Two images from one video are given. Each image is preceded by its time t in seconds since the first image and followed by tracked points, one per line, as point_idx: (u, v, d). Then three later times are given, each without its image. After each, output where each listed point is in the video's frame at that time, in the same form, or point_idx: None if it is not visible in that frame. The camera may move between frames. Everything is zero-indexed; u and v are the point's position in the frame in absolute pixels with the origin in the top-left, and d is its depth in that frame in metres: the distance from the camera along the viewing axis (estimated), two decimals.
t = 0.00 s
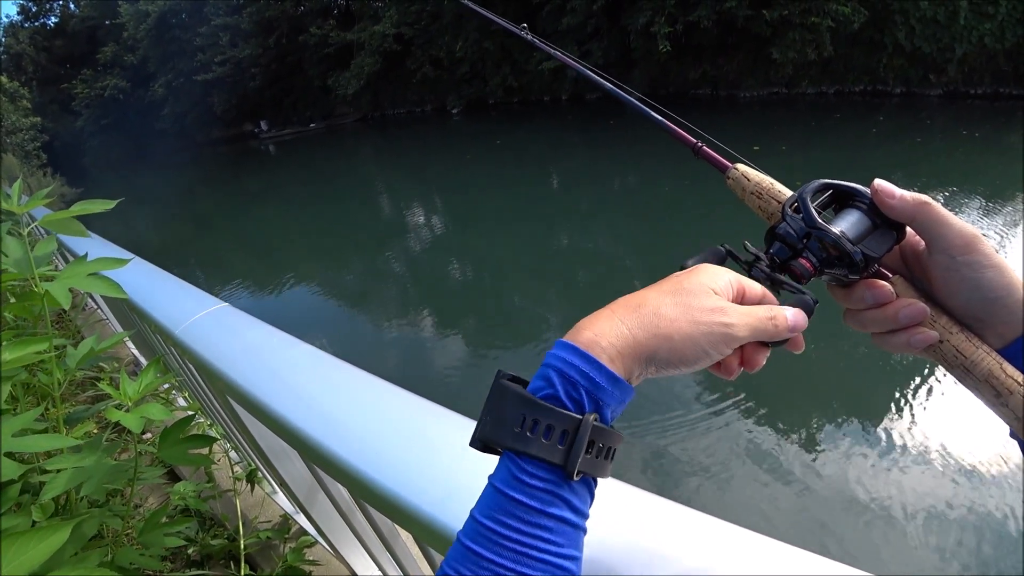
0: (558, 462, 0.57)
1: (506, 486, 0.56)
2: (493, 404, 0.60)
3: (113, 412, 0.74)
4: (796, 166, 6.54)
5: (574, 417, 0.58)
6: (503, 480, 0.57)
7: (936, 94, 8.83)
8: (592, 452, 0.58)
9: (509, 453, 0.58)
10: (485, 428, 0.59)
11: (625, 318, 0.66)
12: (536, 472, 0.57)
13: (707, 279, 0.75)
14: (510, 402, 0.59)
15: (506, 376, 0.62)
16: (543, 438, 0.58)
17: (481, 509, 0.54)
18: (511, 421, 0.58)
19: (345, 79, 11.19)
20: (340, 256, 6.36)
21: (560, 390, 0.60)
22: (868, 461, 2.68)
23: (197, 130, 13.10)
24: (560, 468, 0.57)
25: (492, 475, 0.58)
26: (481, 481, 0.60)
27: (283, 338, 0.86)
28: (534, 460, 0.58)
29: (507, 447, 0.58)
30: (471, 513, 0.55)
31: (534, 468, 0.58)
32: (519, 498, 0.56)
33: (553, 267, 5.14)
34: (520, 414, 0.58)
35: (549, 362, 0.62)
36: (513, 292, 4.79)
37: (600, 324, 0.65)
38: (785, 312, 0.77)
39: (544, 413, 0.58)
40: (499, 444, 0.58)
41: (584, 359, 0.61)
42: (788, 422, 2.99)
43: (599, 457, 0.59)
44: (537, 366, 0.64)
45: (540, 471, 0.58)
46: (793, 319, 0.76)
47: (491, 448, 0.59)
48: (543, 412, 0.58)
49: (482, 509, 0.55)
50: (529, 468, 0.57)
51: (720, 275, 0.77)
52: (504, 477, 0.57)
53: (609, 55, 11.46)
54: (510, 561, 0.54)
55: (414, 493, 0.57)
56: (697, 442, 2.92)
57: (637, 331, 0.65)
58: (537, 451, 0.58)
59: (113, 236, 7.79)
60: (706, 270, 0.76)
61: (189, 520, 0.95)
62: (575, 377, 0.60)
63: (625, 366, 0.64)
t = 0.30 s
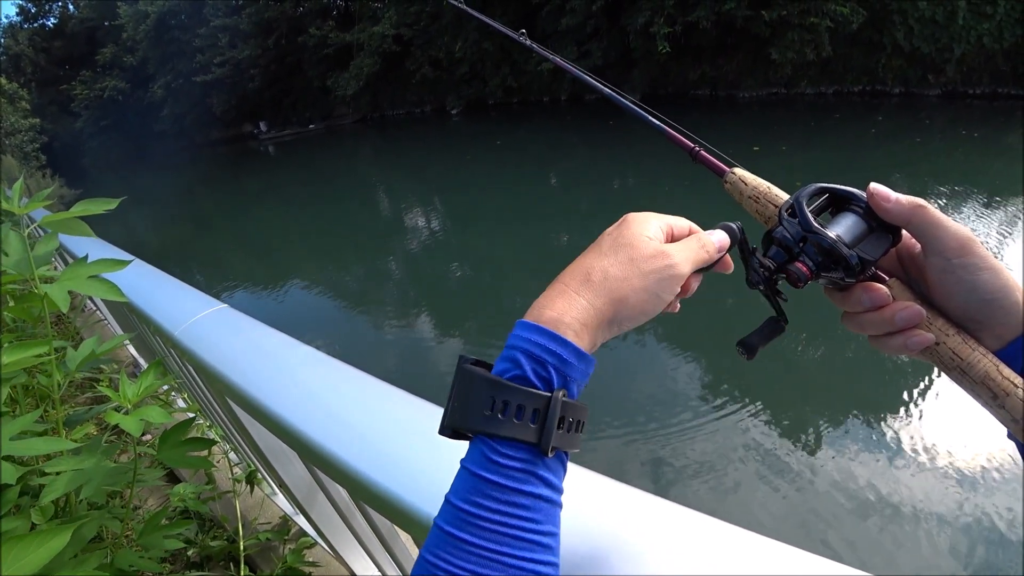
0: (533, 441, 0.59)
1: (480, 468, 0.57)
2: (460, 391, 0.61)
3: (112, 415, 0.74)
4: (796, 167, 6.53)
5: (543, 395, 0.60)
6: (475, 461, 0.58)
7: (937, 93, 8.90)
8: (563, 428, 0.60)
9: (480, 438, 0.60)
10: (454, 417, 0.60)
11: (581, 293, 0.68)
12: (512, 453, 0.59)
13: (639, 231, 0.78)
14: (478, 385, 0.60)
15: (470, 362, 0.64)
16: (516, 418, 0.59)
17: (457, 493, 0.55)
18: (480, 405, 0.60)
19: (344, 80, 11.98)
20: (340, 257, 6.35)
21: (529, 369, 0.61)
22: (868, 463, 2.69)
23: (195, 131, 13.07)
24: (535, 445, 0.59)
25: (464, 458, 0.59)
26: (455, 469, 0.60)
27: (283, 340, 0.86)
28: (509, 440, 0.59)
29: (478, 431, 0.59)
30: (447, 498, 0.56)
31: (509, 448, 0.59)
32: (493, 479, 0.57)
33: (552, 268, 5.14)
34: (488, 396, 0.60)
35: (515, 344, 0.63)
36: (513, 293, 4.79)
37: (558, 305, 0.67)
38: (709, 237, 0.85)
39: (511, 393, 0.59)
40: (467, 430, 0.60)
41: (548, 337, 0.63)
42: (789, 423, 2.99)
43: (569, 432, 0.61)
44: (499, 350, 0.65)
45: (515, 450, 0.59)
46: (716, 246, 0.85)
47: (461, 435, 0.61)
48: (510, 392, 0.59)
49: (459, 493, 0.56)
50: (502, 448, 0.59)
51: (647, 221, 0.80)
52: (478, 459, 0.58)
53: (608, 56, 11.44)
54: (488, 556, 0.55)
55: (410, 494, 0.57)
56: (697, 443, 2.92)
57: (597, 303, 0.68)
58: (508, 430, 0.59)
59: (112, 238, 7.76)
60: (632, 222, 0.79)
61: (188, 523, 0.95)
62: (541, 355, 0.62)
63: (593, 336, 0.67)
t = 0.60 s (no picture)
0: (579, 456, 0.58)
1: (524, 473, 0.57)
2: (508, 402, 0.61)
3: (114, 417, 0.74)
4: (796, 166, 6.53)
5: (591, 416, 0.60)
6: (522, 469, 0.57)
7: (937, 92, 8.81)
8: (604, 448, 0.61)
9: (525, 448, 0.59)
10: (500, 425, 0.60)
11: (628, 332, 0.69)
12: (562, 464, 0.58)
13: (667, 281, 0.78)
14: (531, 399, 0.60)
15: (520, 377, 0.63)
16: (565, 434, 0.59)
17: (499, 497, 0.55)
18: (533, 417, 0.59)
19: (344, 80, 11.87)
20: (341, 256, 6.38)
21: (583, 393, 0.62)
22: (868, 463, 2.68)
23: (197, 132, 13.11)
24: (580, 460, 0.59)
25: (507, 465, 0.58)
26: (494, 476, 0.60)
27: (282, 340, 0.86)
28: (555, 451, 0.58)
29: (525, 441, 0.58)
30: (489, 503, 0.55)
31: (558, 460, 0.58)
32: (537, 487, 0.57)
33: (553, 267, 5.14)
34: (542, 410, 0.59)
35: (567, 366, 0.64)
36: (513, 293, 4.80)
37: (608, 340, 0.67)
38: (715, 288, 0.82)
39: (564, 409, 0.59)
40: (515, 439, 0.59)
41: (603, 367, 0.64)
42: (789, 424, 2.99)
43: (606, 451, 0.62)
44: (548, 372, 0.65)
45: (564, 464, 0.58)
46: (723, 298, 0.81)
47: (504, 444, 0.60)
48: (562, 407, 0.59)
49: (503, 497, 0.55)
50: (549, 457, 0.58)
51: (670, 274, 0.80)
52: (523, 466, 0.58)
53: (609, 55, 11.44)
54: (518, 552, 0.54)
55: (411, 493, 0.57)
56: (697, 443, 2.92)
57: (643, 341, 0.69)
58: (564, 445, 0.59)
59: (114, 237, 7.82)
60: (659, 273, 0.79)
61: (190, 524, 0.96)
62: (597, 381, 0.62)
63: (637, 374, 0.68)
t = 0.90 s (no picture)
0: (609, 484, 0.55)
1: (554, 501, 0.55)
2: (541, 427, 0.58)
3: (124, 408, 0.75)
4: (802, 166, 6.51)
5: (625, 443, 0.56)
6: (552, 495, 0.55)
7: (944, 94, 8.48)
8: (637, 476, 0.56)
9: (557, 473, 0.56)
10: (533, 449, 0.57)
11: (669, 356, 0.67)
12: (591, 492, 0.56)
13: (720, 311, 0.76)
14: (565, 423, 0.57)
15: (557, 400, 0.60)
16: (596, 460, 0.56)
17: (530, 522, 0.53)
18: (564, 442, 0.57)
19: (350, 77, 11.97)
20: (345, 253, 6.37)
21: (616, 418, 0.60)
22: (872, 466, 2.68)
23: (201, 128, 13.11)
24: (611, 489, 0.56)
25: (539, 491, 0.56)
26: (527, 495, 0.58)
27: (288, 334, 0.85)
28: (586, 479, 0.56)
29: (557, 466, 0.56)
30: (518, 526, 0.54)
31: (587, 487, 0.56)
32: (568, 515, 0.55)
33: (557, 266, 5.13)
34: (573, 436, 0.57)
35: (601, 391, 0.62)
36: (517, 291, 4.79)
37: (648, 362, 0.65)
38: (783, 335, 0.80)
39: (596, 434, 0.56)
40: (546, 464, 0.56)
41: (641, 394, 0.61)
42: (793, 424, 2.99)
43: (640, 480, 0.56)
44: (583, 395, 0.63)
45: (594, 492, 0.56)
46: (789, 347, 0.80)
47: (537, 468, 0.57)
48: (595, 434, 0.56)
49: (531, 522, 0.53)
50: (580, 485, 0.56)
51: (727, 308, 0.77)
52: (555, 493, 0.55)
53: (614, 54, 11.42)
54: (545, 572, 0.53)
55: (423, 485, 0.57)
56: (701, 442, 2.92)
57: (683, 370, 0.67)
58: (591, 471, 0.56)
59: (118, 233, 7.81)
60: (717, 305, 0.77)
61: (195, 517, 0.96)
62: (630, 406, 0.60)
63: (672, 401, 0.65)
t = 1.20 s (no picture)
0: (582, 465, 0.57)
1: (527, 487, 0.56)
2: (512, 406, 0.60)
3: (134, 402, 0.76)
4: (811, 167, 6.47)
5: (598, 421, 0.58)
6: (524, 479, 0.57)
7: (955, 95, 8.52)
8: (613, 455, 0.58)
9: (530, 456, 0.58)
10: (504, 433, 0.59)
11: (641, 322, 0.68)
12: (560, 474, 0.57)
13: (706, 266, 0.77)
14: (531, 404, 0.59)
15: (525, 380, 0.62)
16: (565, 440, 0.57)
17: (502, 509, 0.54)
18: (534, 423, 0.58)
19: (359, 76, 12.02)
20: (351, 252, 6.38)
21: (584, 395, 0.61)
22: (879, 473, 2.67)
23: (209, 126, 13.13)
24: (582, 470, 0.57)
25: (513, 475, 0.58)
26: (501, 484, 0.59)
27: (297, 330, 0.86)
28: (559, 462, 0.57)
29: (528, 450, 0.57)
30: (492, 513, 0.55)
31: (559, 470, 0.58)
32: (541, 502, 0.56)
33: (564, 266, 5.12)
34: (543, 416, 0.58)
35: (571, 366, 0.63)
36: (523, 290, 4.79)
37: (620, 329, 0.67)
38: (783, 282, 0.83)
39: (568, 415, 0.58)
40: (517, 446, 0.58)
41: (608, 365, 0.62)
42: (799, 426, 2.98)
43: (620, 460, 0.59)
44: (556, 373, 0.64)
45: (565, 474, 0.58)
46: (790, 291, 0.82)
47: (511, 451, 0.59)
48: (567, 415, 0.58)
49: (503, 509, 0.54)
50: (551, 468, 0.57)
51: (717, 260, 0.79)
52: (526, 477, 0.57)
53: (623, 53, 11.38)
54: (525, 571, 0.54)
55: (424, 478, 0.57)
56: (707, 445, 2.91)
57: (655, 331, 0.68)
58: (561, 452, 0.57)
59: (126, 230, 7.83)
60: (704, 259, 0.78)
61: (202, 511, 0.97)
62: (602, 381, 0.61)
63: (648, 368, 0.67)
